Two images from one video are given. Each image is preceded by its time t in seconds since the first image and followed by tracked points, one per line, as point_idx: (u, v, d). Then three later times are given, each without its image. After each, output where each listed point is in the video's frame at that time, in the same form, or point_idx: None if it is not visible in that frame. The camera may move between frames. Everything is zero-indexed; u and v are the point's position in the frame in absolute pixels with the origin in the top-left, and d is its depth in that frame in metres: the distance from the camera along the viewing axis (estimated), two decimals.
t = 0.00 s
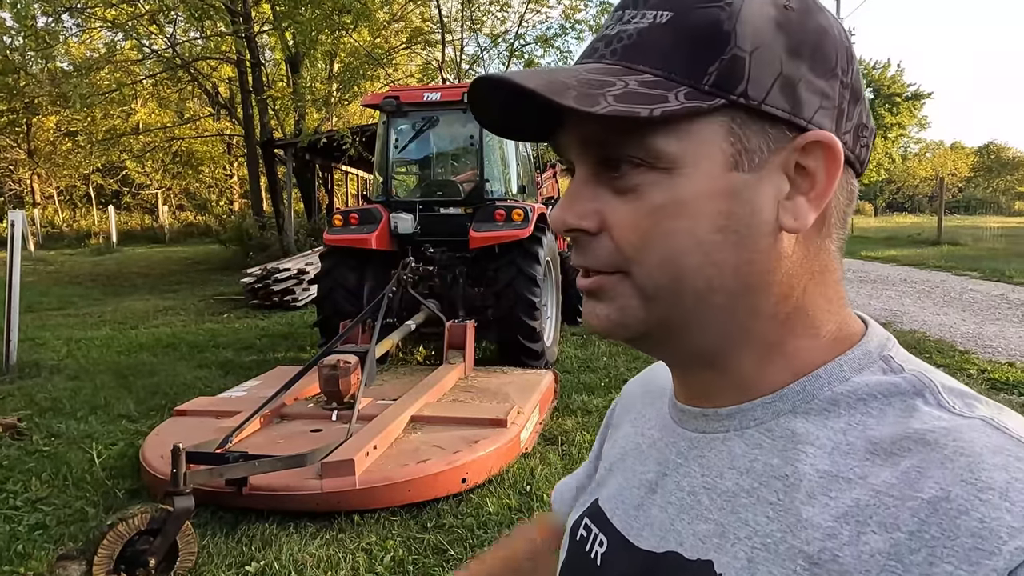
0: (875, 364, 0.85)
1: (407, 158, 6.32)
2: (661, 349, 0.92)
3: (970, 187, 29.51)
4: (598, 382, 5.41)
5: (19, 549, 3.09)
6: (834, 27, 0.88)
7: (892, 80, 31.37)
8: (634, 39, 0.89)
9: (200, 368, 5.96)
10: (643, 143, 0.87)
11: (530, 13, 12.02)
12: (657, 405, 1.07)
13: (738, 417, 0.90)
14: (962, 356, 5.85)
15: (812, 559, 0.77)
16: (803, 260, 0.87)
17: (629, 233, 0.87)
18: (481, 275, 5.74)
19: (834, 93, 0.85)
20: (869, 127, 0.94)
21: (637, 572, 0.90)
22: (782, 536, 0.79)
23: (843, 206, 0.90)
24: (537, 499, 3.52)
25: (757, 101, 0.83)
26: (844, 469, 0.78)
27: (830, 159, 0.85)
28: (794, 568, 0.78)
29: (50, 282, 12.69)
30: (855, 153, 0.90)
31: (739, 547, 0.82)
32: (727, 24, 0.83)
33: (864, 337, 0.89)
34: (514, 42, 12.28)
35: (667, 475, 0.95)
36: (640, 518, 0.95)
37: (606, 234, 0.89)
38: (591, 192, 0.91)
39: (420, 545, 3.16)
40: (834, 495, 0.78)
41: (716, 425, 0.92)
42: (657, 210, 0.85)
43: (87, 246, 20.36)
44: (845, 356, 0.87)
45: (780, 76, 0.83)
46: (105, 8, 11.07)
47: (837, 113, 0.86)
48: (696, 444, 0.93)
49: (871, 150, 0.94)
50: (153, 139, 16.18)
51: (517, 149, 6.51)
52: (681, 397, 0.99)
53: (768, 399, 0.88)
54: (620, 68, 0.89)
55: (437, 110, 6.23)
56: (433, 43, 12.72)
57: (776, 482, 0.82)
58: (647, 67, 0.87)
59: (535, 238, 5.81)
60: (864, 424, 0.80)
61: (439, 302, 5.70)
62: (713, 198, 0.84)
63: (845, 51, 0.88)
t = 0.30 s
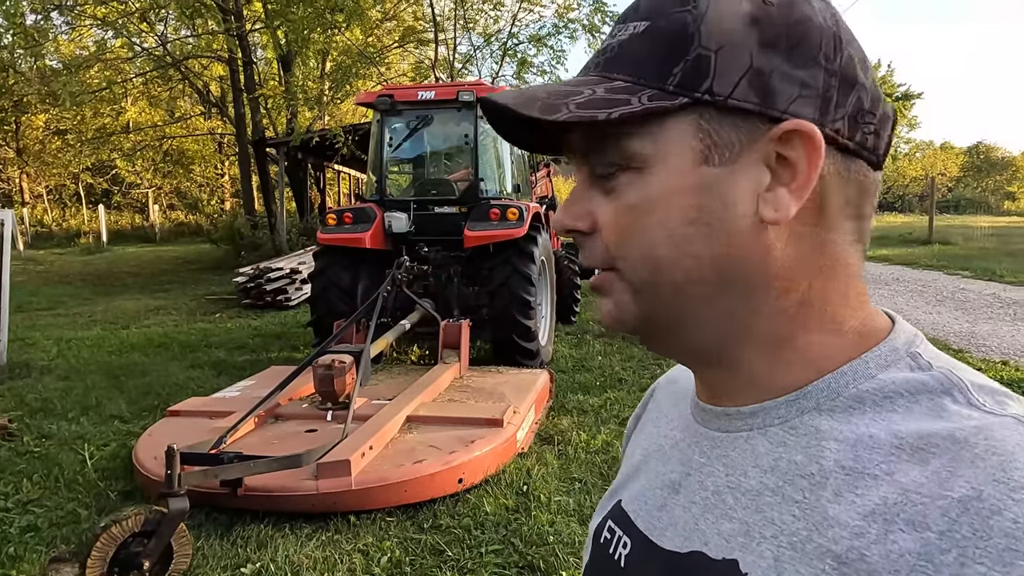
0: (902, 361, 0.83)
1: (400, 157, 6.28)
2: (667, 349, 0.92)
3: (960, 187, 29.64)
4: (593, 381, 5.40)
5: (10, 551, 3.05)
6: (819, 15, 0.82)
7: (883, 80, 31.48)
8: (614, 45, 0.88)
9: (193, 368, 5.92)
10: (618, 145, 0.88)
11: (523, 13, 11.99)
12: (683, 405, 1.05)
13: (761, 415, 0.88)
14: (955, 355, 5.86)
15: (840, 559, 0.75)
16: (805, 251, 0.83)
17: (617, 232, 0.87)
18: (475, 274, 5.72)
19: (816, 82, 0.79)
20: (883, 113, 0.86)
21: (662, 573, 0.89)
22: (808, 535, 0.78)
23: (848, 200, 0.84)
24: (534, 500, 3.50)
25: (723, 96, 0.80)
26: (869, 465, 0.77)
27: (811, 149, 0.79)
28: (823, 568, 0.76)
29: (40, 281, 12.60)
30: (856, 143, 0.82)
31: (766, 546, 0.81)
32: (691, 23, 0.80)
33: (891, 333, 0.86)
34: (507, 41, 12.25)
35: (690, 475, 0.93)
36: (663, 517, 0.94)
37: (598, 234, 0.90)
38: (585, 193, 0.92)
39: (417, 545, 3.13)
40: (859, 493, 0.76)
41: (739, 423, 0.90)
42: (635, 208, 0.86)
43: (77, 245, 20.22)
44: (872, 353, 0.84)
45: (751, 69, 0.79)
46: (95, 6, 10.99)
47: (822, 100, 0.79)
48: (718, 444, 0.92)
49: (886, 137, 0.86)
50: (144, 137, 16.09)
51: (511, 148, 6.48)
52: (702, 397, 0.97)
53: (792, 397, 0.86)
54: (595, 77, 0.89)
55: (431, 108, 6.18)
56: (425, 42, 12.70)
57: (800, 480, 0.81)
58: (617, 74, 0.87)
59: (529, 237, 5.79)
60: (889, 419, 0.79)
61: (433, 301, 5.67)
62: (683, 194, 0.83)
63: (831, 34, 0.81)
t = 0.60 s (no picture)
0: (937, 347, 0.82)
1: (394, 155, 6.26)
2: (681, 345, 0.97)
3: (949, 187, 29.81)
4: (588, 379, 5.39)
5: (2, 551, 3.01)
6: (748, 6, 0.82)
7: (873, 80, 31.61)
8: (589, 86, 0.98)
9: (185, 367, 5.88)
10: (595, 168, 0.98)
11: (515, 11, 11.98)
12: (712, 393, 1.04)
13: (791, 404, 0.87)
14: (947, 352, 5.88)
15: (873, 550, 0.75)
16: (773, 237, 0.85)
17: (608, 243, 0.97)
18: (470, 272, 5.70)
19: (740, 76, 0.81)
20: (847, 81, 0.81)
21: (688, 561, 0.89)
22: (841, 525, 0.78)
23: (808, 184, 0.84)
24: (530, 497, 3.50)
25: (655, 108, 0.86)
26: (902, 452, 0.77)
27: (737, 145, 0.83)
28: (856, 559, 0.76)
29: (29, 280, 12.48)
30: (802, 124, 0.81)
31: (795, 536, 0.81)
32: (628, 50, 0.89)
33: (926, 319, 0.85)
34: (500, 40, 12.24)
35: (719, 463, 0.92)
36: (692, 507, 0.92)
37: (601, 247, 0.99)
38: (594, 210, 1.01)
39: (413, 544, 3.12)
40: (892, 481, 0.76)
41: (768, 411, 0.89)
42: (612, 221, 0.95)
43: (66, 244, 20.08)
44: (903, 340, 0.84)
45: (679, 78, 0.84)
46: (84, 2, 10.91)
47: (748, 92, 0.81)
48: (747, 432, 0.91)
49: (857, 106, 0.82)
50: (133, 136, 15.98)
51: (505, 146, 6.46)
52: (729, 383, 0.97)
53: (821, 385, 0.85)
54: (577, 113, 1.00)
55: (426, 106, 6.17)
56: (418, 40, 12.66)
57: (832, 470, 0.81)
58: (590, 106, 0.97)
59: (524, 235, 5.78)
60: (923, 407, 0.79)
61: (427, 299, 5.64)
62: (640, 200, 0.91)
63: (759, 24, 0.81)
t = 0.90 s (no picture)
0: (938, 345, 0.82)
1: (387, 155, 6.24)
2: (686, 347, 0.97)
3: (938, 187, 29.96)
4: (582, 378, 5.40)
5: None
6: (742, 11, 0.83)
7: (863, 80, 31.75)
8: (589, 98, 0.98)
9: (177, 367, 5.85)
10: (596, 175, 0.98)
11: (508, 11, 11.98)
12: (716, 392, 1.03)
13: (794, 402, 0.86)
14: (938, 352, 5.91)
15: (872, 546, 0.75)
16: (774, 237, 0.85)
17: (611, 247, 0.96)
18: (463, 272, 5.70)
19: (737, 78, 0.82)
20: (844, 80, 0.81)
21: (690, 560, 0.88)
22: (840, 521, 0.78)
23: (808, 183, 0.84)
24: (524, 497, 3.50)
25: (654, 113, 0.86)
26: (902, 450, 0.77)
27: (738, 149, 0.83)
28: (853, 555, 0.76)
29: (18, 280, 12.40)
30: (800, 125, 0.81)
31: (795, 533, 0.80)
32: (628, 58, 0.89)
33: (928, 317, 0.85)
34: (493, 39, 12.25)
35: (721, 462, 0.91)
36: (694, 505, 0.92)
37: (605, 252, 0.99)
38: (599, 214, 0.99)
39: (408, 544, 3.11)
40: (892, 478, 0.76)
41: (770, 409, 0.88)
42: (615, 223, 0.95)
43: (56, 243, 19.97)
44: (905, 339, 0.83)
45: (677, 83, 0.85)
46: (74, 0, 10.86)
47: (745, 94, 0.81)
48: (750, 431, 0.90)
49: (855, 105, 0.82)
50: (124, 134, 15.91)
51: (499, 146, 6.45)
52: (735, 382, 0.96)
53: (825, 384, 0.85)
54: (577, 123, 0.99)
55: (419, 105, 6.16)
56: (410, 39, 12.65)
57: (832, 467, 0.80)
58: (591, 114, 0.96)
59: (517, 234, 5.78)
60: (922, 405, 0.79)
61: (420, 298, 5.64)
62: (641, 203, 0.91)
63: (753, 28, 0.82)
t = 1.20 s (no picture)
0: (946, 345, 0.81)
1: (382, 155, 6.25)
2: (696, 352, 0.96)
3: (931, 187, 30.06)
4: (577, 379, 5.39)
5: None
6: (745, 13, 0.83)
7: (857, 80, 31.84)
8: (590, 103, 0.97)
9: (171, 367, 5.82)
10: (601, 182, 0.97)
11: (503, 11, 11.97)
12: (723, 391, 1.02)
13: (802, 402, 0.85)
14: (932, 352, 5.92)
15: (878, 544, 0.75)
16: (783, 238, 0.84)
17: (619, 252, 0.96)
18: (459, 272, 5.69)
19: (743, 80, 0.81)
20: (850, 80, 0.81)
21: (697, 562, 0.88)
22: (847, 520, 0.78)
23: (818, 183, 0.83)
24: (521, 497, 3.49)
25: (660, 118, 0.86)
26: (911, 450, 0.76)
27: (746, 150, 0.82)
28: (860, 554, 0.76)
29: (9, 279, 12.32)
30: (809, 125, 0.81)
31: (801, 531, 0.80)
32: (633, 62, 0.88)
33: (937, 318, 0.84)
34: (487, 39, 12.24)
35: (728, 462, 0.91)
36: (701, 505, 0.91)
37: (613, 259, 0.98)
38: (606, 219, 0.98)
39: (405, 545, 3.10)
40: (900, 478, 0.76)
41: (778, 409, 0.88)
42: (622, 229, 0.94)
43: (47, 242, 19.87)
44: (913, 338, 0.83)
45: (681, 87, 0.84)
46: None
47: (752, 97, 0.81)
48: (757, 431, 0.89)
49: (862, 104, 0.81)
50: (116, 133, 15.85)
51: (494, 146, 6.45)
52: (742, 381, 0.95)
53: (833, 384, 0.84)
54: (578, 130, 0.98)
55: (414, 105, 6.16)
56: (404, 39, 12.63)
57: (839, 466, 0.80)
58: (592, 121, 0.95)
59: (513, 234, 5.77)
60: (932, 405, 0.78)
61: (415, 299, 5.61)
62: (650, 208, 0.90)
63: (758, 29, 0.82)
